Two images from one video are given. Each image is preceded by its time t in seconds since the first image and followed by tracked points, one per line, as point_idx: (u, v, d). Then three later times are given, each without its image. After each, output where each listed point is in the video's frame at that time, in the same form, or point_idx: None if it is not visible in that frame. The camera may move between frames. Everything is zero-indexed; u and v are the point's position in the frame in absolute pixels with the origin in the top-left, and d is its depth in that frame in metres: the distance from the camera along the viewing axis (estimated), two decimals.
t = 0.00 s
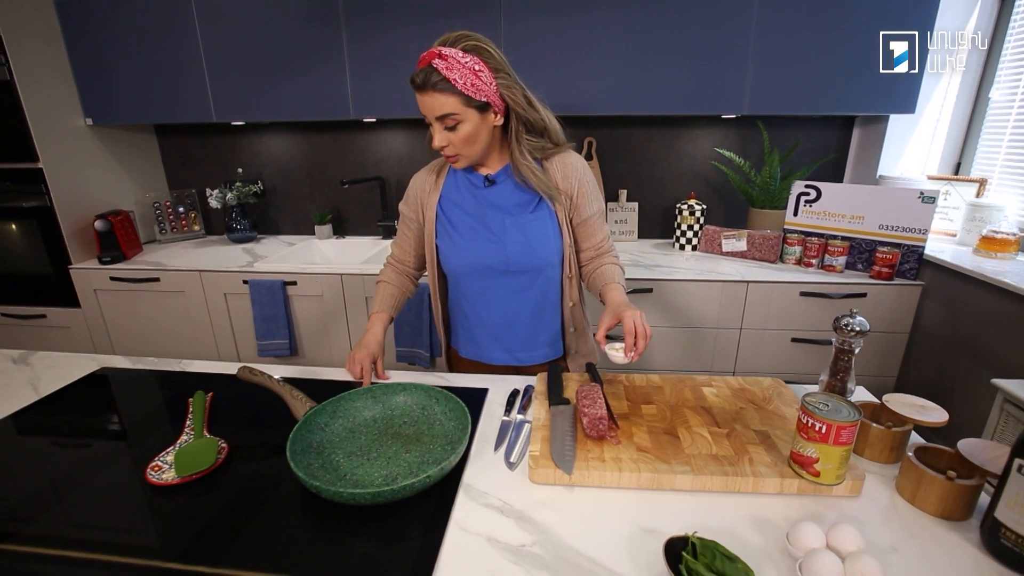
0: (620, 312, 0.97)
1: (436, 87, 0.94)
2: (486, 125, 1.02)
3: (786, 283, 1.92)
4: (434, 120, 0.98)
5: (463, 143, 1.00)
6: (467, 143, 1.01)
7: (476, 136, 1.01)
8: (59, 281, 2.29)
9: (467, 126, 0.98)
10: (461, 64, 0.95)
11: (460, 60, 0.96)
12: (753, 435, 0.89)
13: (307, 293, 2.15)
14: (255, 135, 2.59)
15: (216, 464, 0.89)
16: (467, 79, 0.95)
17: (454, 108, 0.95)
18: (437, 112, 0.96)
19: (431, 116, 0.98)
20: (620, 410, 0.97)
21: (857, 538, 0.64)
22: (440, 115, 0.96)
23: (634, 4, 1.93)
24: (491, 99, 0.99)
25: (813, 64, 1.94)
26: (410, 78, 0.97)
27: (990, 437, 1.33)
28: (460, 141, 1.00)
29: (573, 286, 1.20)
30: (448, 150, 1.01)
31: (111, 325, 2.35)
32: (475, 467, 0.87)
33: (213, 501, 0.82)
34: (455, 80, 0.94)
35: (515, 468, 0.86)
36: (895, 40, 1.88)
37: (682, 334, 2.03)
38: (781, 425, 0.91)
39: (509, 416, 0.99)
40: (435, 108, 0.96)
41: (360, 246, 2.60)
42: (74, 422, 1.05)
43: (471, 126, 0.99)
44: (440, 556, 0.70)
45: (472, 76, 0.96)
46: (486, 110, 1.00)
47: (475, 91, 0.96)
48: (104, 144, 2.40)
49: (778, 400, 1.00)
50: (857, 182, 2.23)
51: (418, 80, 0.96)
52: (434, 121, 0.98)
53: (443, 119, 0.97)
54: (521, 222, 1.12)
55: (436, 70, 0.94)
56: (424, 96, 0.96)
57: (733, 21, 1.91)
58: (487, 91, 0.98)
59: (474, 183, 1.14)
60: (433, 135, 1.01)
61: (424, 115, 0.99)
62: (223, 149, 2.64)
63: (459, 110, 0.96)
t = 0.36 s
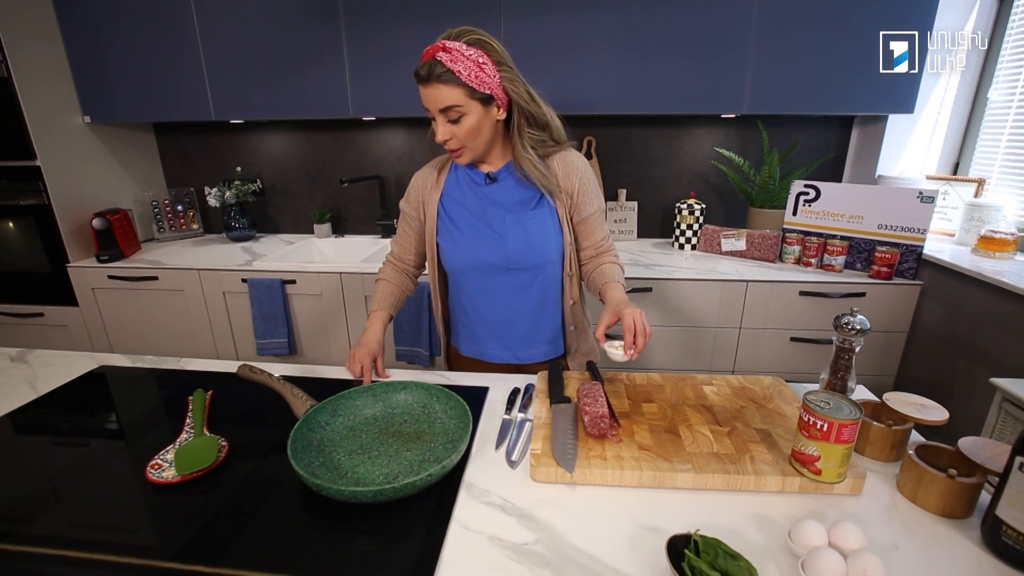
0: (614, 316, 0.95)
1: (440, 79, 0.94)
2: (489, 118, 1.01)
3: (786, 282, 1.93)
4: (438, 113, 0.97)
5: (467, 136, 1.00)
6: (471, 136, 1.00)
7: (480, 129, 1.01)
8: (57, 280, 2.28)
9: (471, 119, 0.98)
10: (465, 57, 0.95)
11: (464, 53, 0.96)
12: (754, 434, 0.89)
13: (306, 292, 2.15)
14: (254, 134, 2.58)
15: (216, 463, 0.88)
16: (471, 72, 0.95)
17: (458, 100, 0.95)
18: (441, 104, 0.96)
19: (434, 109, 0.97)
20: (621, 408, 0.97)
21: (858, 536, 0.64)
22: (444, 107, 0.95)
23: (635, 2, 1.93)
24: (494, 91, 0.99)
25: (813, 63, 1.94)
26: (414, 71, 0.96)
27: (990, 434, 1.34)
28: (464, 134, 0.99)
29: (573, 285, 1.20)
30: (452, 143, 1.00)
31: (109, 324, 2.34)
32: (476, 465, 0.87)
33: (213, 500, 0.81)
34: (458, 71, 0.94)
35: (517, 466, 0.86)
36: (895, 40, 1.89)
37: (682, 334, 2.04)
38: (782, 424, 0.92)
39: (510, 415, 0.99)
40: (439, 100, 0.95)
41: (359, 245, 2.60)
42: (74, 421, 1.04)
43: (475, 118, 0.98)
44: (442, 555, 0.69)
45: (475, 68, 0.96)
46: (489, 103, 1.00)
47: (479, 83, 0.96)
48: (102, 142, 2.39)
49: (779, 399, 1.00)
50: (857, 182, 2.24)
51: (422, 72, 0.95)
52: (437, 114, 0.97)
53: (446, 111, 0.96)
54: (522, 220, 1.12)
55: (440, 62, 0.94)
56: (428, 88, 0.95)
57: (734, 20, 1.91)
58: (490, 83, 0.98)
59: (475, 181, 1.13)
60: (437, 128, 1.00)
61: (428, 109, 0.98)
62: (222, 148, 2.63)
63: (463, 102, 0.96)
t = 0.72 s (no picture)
0: (638, 306, 0.98)
1: (455, 74, 0.95)
2: (502, 117, 1.02)
3: (788, 284, 1.94)
4: (450, 107, 0.98)
5: (477, 134, 1.01)
6: (482, 134, 1.01)
7: (491, 128, 1.01)
8: (61, 281, 2.28)
9: (483, 116, 0.99)
10: (482, 54, 0.96)
11: (481, 50, 0.96)
12: (763, 435, 0.90)
13: (310, 293, 2.15)
14: (258, 135, 2.59)
15: (230, 464, 0.89)
16: (487, 69, 0.96)
17: (472, 96, 0.96)
18: (454, 99, 0.96)
19: (447, 104, 0.98)
20: (631, 409, 0.98)
21: (870, 535, 0.65)
22: (458, 102, 0.96)
23: (639, 5, 1.94)
24: (508, 90, 1.00)
25: (816, 66, 1.95)
26: (430, 66, 0.97)
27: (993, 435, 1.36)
28: (475, 131, 1.00)
29: (583, 286, 1.22)
30: (461, 138, 1.01)
31: (112, 325, 2.34)
32: (489, 466, 0.88)
33: (228, 500, 0.82)
34: (474, 68, 0.95)
35: (529, 467, 0.87)
36: (895, 40, 1.90)
37: (685, 335, 2.05)
38: (790, 425, 0.93)
39: (520, 416, 1.00)
40: (453, 95, 0.96)
41: (362, 246, 2.60)
42: (85, 421, 1.05)
43: (487, 116, 0.99)
44: (458, 555, 0.70)
45: (491, 66, 0.97)
46: (503, 102, 1.00)
47: (494, 81, 0.97)
48: (106, 142, 2.39)
49: (786, 400, 1.01)
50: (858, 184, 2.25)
51: (438, 67, 0.96)
52: (451, 109, 0.98)
53: (459, 107, 0.97)
54: (534, 222, 1.12)
55: (457, 58, 0.95)
56: (443, 83, 0.96)
57: (737, 23, 1.93)
58: (505, 82, 0.99)
59: (487, 183, 1.14)
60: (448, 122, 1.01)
61: (440, 102, 0.99)
62: (225, 148, 2.63)
63: (477, 99, 0.97)
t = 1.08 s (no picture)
0: (657, 303, 0.99)
1: (474, 75, 0.95)
2: (518, 118, 1.03)
3: (796, 283, 1.94)
4: (468, 108, 0.98)
5: (495, 135, 1.01)
6: (499, 135, 1.02)
7: (508, 128, 1.02)
8: (69, 280, 2.28)
9: (501, 117, 0.99)
10: (499, 55, 0.97)
11: (498, 51, 0.97)
12: (781, 433, 0.90)
13: (319, 292, 2.16)
14: (265, 134, 2.59)
15: (251, 462, 0.90)
16: (504, 70, 0.97)
17: (490, 97, 0.96)
18: (472, 101, 0.97)
19: (465, 105, 0.98)
20: (648, 407, 0.98)
21: (893, 532, 0.66)
22: (476, 103, 0.97)
23: (648, 4, 1.94)
24: (526, 91, 1.01)
25: (824, 66, 1.96)
26: (447, 66, 0.98)
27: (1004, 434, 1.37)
28: (493, 131, 1.00)
29: (598, 286, 1.23)
30: (478, 140, 1.02)
31: (120, 324, 2.35)
32: (509, 464, 0.88)
33: (250, 498, 0.83)
34: (492, 69, 0.95)
35: (549, 465, 0.88)
36: (895, 40, 1.91)
37: (693, 334, 2.05)
38: (807, 423, 0.93)
39: (537, 414, 1.01)
40: (471, 96, 0.97)
41: (369, 246, 2.60)
42: (103, 420, 1.05)
43: (505, 116, 1.00)
44: (483, 552, 0.71)
45: (509, 67, 0.97)
46: (520, 102, 1.01)
47: (512, 83, 0.98)
48: (113, 141, 2.39)
49: (802, 398, 1.01)
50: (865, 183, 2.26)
51: (456, 69, 0.96)
52: (468, 110, 0.99)
53: (477, 108, 0.97)
54: (550, 221, 1.14)
55: (475, 58, 0.95)
56: (461, 84, 0.96)
57: (746, 23, 1.93)
58: (522, 83, 0.99)
59: (503, 184, 1.15)
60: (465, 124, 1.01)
61: (458, 103, 1.00)
62: (232, 148, 2.63)
63: (494, 100, 0.97)
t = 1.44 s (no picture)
0: (663, 300, 1.00)
1: (480, 74, 0.96)
2: (524, 117, 1.03)
3: (795, 281, 1.96)
4: (474, 107, 0.98)
5: (501, 134, 1.01)
6: (505, 134, 1.02)
7: (514, 127, 1.02)
8: (63, 282, 2.25)
9: (507, 116, 0.99)
10: (506, 53, 0.97)
11: (505, 49, 0.97)
12: (787, 428, 0.91)
13: (318, 292, 2.15)
14: (261, 134, 2.57)
15: (260, 462, 0.89)
16: (511, 68, 0.97)
17: (497, 96, 0.97)
18: (479, 99, 0.97)
19: (471, 103, 0.98)
20: (655, 404, 0.99)
21: (904, 523, 0.67)
22: (482, 101, 0.97)
23: (646, 5, 1.96)
24: (532, 90, 1.01)
25: (820, 66, 1.98)
26: (454, 65, 0.98)
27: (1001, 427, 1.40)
28: (499, 130, 1.00)
29: (602, 284, 1.24)
30: (485, 139, 1.01)
31: (115, 325, 2.32)
32: (519, 461, 0.89)
33: (261, 498, 0.82)
34: (499, 67, 0.96)
35: (559, 462, 0.88)
36: (895, 40, 1.93)
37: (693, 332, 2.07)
38: (813, 418, 0.94)
39: (545, 412, 1.01)
40: (477, 95, 0.97)
41: (367, 246, 2.59)
42: (106, 422, 1.04)
43: (511, 115, 1.00)
44: (497, 550, 0.71)
45: (515, 66, 0.98)
46: (526, 101, 1.01)
47: (519, 82, 0.98)
48: (107, 141, 2.36)
49: (806, 393, 1.02)
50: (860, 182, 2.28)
51: (462, 67, 0.97)
52: (474, 109, 0.99)
53: (483, 107, 0.97)
54: (556, 220, 1.14)
55: (481, 57, 0.96)
56: (467, 83, 0.97)
57: (743, 23, 1.95)
58: (528, 81, 1.00)
59: (507, 183, 1.15)
60: (471, 123, 1.01)
61: (464, 102, 1.00)
62: (228, 147, 2.61)
63: (501, 99, 0.97)
